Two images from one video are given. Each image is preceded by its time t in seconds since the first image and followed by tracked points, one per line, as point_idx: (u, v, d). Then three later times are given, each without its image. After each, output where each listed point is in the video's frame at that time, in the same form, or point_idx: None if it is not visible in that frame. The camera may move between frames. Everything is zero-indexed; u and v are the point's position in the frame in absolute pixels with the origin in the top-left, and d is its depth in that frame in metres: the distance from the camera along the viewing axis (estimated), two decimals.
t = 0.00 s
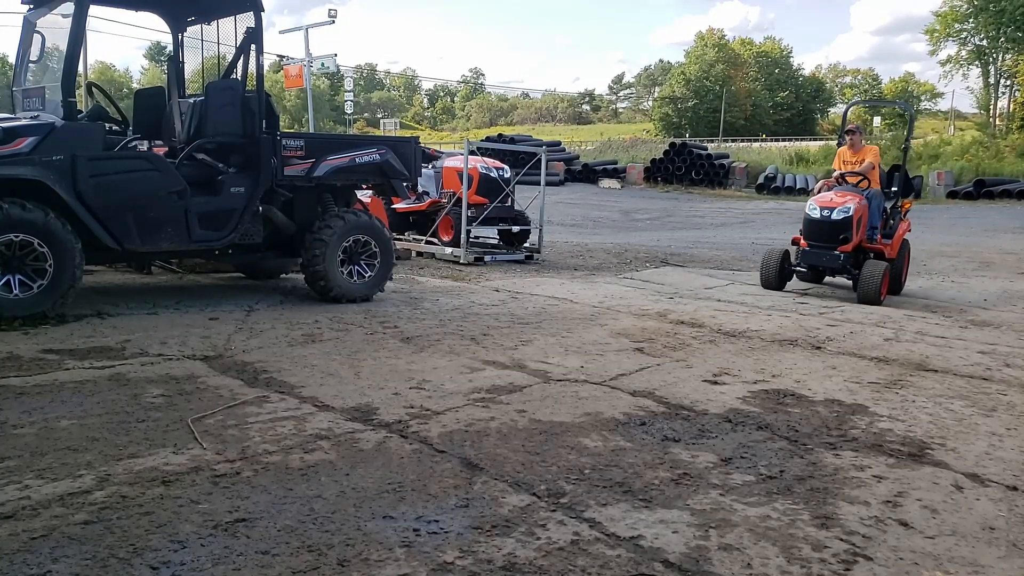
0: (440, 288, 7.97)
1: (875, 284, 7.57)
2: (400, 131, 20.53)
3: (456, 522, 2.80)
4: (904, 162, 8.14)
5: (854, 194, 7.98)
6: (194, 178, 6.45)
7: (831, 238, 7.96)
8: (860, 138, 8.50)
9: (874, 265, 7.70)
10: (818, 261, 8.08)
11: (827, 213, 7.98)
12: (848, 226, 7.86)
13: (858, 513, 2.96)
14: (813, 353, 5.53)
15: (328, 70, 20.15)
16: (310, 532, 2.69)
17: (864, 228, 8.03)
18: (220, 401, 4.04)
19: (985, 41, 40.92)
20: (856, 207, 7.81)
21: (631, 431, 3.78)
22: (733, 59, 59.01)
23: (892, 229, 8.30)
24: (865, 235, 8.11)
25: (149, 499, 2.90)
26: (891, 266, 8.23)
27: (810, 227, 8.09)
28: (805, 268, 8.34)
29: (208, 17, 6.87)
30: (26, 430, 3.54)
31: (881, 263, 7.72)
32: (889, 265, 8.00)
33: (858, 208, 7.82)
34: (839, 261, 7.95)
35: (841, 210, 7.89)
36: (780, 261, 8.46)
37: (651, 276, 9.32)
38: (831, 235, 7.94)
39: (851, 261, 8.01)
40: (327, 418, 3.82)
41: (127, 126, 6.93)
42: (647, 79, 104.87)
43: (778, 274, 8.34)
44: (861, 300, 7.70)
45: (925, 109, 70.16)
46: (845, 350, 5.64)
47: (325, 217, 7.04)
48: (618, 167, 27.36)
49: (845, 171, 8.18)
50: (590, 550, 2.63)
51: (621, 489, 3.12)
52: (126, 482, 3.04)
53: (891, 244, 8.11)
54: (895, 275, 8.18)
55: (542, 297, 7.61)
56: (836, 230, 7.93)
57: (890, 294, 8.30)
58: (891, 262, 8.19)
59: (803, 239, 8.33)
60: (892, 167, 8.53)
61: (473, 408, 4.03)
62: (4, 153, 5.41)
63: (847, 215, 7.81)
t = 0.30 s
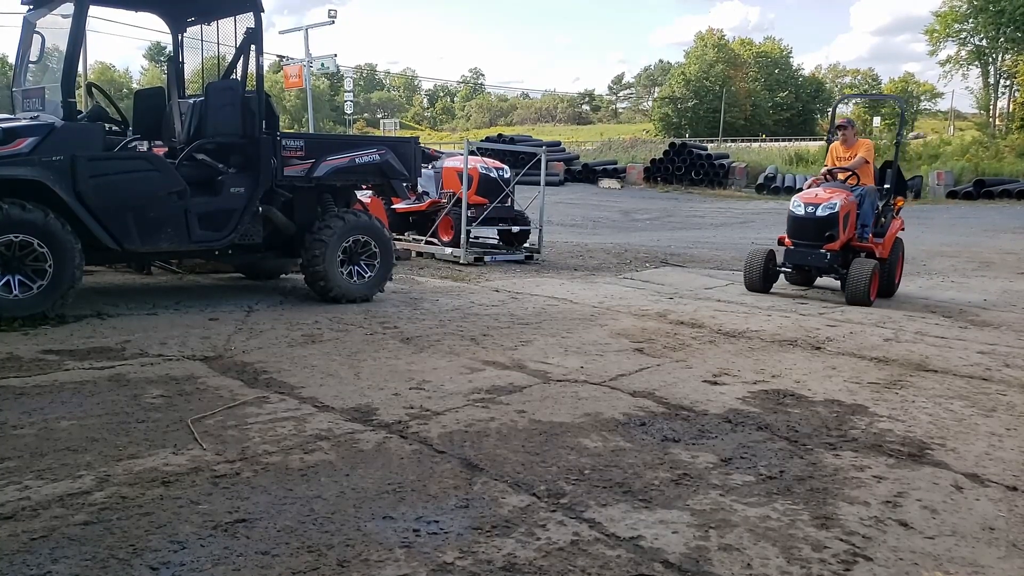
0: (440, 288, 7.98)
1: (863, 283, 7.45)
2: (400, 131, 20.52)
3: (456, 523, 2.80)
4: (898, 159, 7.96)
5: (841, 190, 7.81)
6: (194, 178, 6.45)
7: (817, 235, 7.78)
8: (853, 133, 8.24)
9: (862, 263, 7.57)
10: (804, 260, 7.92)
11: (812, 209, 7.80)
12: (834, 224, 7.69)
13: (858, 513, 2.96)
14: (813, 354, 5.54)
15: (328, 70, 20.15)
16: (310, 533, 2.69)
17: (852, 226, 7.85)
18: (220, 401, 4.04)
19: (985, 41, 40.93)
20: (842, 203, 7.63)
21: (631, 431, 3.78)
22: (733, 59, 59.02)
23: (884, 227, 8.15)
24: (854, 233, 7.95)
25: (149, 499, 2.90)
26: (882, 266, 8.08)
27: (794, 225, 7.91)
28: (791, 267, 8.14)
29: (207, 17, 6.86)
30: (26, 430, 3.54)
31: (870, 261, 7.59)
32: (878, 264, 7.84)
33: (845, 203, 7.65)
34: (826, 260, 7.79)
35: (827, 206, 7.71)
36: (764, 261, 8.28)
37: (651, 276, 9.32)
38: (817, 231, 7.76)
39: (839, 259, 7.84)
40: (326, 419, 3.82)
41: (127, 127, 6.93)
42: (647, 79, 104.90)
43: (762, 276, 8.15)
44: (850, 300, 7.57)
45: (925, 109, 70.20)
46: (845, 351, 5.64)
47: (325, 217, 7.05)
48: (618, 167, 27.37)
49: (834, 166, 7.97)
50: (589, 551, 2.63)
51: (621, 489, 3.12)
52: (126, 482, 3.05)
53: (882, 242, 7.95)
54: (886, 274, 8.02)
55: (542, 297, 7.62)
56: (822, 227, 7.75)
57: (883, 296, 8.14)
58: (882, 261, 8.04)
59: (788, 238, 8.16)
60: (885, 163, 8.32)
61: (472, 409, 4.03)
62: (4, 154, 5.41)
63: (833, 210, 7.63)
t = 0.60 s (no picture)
0: (440, 288, 7.98)
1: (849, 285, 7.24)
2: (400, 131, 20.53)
3: (455, 523, 2.80)
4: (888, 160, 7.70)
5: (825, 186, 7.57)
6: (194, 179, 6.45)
7: (800, 234, 7.52)
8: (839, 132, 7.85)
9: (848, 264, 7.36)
10: (787, 262, 7.65)
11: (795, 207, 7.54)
12: (818, 222, 7.43)
13: (858, 514, 2.96)
14: (813, 354, 5.54)
15: (328, 70, 20.16)
16: (310, 533, 2.69)
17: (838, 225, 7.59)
18: (219, 401, 4.04)
19: (985, 41, 40.93)
20: (826, 201, 7.38)
21: (630, 432, 3.78)
22: (733, 59, 59.05)
23: (873, 228, 7.92)
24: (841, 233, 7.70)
25: (148, 500, 2.90)
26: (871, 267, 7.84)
27: (777, 224, 7.65)
28: (772, 269, 7.96)
29: (207, 17, 6.86)
30: (25, 430, 3.54)
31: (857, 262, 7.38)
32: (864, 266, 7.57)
33: (830, 200, 7.42)
34: (810, 261, 7.54)
35: (809, 205, 7.46)
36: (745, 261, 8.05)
37: (651, 276, 9.33)
38: (801, 229, 7.50)
39: (824, 259, 7.59)
40: (326, 419, 3.82)
41: (127, 127, 6.93)
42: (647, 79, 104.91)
43: (743, 277, 7.94)
44: (835, 302, 7.35)
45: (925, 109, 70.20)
46: (845, 351, 5.64)
47: (324, 217, 7.05)
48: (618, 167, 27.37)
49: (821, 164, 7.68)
50: (589, 551, 2.63)
51: (620, 489, 3.12)
52: (126, 482, 3.04)
53: (871, 243, 7.73)
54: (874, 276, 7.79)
55: (542, 297, 7.62)
56: (805, 227, 7.50)
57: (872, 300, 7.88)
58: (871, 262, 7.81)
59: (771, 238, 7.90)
60: (875, 161, 8.06)
61: (472, 409, 4.03)
62: (4, 153, 5.41)
63: (818, 208, 7.39)
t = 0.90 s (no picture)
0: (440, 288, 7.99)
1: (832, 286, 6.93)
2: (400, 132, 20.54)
3: (456, 524, 2.80)
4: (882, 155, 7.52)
5: (812, 184, 7.31)
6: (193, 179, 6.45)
7: (783, 232, 7.24)
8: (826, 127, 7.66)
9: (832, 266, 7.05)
10: (767, 262, 7.35)
11: (778, 204, 7.28)
12: (801, 220, 7.15)
13: (858, 514, 2.96)
14: (813, 354, 5.54)
15: (328, 70, 20.15)
16: (310, 534, 2.69)
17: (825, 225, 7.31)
18: (219, 402, 4.05)
19: (985, 41, 40.90)
20: (811, 198, 7.11)
21: (630, 432, 3.78)
22: (733, 59, 59.06)
23: (865, 229, 7.72)
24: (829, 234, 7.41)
25: (148, 500, 2.90)
26: (861, 271, 7.67)
27: (760, 222, 7.39)
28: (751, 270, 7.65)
29: (207, 17, 6.86)
30: (25, 431, 3.54)
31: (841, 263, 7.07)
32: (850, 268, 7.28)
33: (816, 198, 7.14)
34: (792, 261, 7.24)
35: (793, 202, 7.19)
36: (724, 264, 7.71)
37: (651, 277, 9.33)
38: (784, 228, 7.22)
39: (807, 261, 7.30)
40: (326, 419, 3.82)
41: (127, 127, 6.93)
42: (647, 79, 104.91)
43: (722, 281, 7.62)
44: (819, 306, 7.03)
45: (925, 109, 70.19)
46: (845, 351, 5.64)
47: (324, 218, 7.05)
48: (618, 167, 27.36)
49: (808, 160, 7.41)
50: (590, 552, 2.63)
51: (621, 490, 3.12)
52: (126, 483, 3.04)
53: (862, 246, 7.53)
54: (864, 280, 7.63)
55: (542, 297, 7.62)
56: (788, 225, 7.21)
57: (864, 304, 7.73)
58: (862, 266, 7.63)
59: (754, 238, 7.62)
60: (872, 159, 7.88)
61: (472, 409, 4.03)
62: (4, 154, 5.41)
63: (802, 206, 7.12)
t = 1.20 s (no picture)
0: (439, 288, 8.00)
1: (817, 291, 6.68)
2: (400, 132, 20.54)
3: (455, 524, 2.80)
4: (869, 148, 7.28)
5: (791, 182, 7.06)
6: (194, 179, 6.45)
7: (761, 233, 6.99)
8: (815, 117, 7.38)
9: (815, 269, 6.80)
10: (745, 267, 7.10)
11: (755, 205, 7.03)
12: (779, 221, 6.89)
13: (858, 515, 2.96)
14: (813, 354, 5.54)
15: (328, 70, 20.14)
16: (310, 534, 2.69)
17: (807, 225, 7.05)
18: (219, 402, 4.05)
19: (985, 41, 40.87)
20: (788, 198, 6.85)
21: (630, 432, 3.78)
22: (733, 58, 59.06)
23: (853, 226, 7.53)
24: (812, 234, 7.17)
25: (148, 501, 2.90)
26: (849, 269, 7.53)
27: (737, 224, 7.16)
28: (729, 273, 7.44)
29: (207, 17, 6.86)
30: (25, 431, 3.54)
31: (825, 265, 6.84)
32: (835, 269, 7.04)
33: (794, 196, 6.89)
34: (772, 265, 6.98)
35: (770, 202, 6.94)
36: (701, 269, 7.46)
37: (651, 277, 9.33)
38: (761, 229, 6.98)
39: (787, 263, 7.03)
40: (326, 420, 3.82)
41: (127, 127, 6.93)
42: (648, 79, 104.88)
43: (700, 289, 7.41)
44: (800, 311, 6.78)
45: (925, 109, 70.16)
46: (845, 351, 5.64)
47: (325, 217, 7.05)
48: (618, 167, 27.36)
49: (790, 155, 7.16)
50: (590, 552, 2.63)
51: (621, 490, 3.12)
52: (126, 483, 3.04)
53: (849, 244, 7.38)
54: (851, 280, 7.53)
55: (542, 297, 7.62)
56: (766, 227, 6.96)
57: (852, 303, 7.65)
58: (849, 265, 7.51)
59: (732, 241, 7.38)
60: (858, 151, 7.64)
61: (472, 409, 4.03)
62: (4, 154, 5.41)
63: (779, 205, 6.87)
